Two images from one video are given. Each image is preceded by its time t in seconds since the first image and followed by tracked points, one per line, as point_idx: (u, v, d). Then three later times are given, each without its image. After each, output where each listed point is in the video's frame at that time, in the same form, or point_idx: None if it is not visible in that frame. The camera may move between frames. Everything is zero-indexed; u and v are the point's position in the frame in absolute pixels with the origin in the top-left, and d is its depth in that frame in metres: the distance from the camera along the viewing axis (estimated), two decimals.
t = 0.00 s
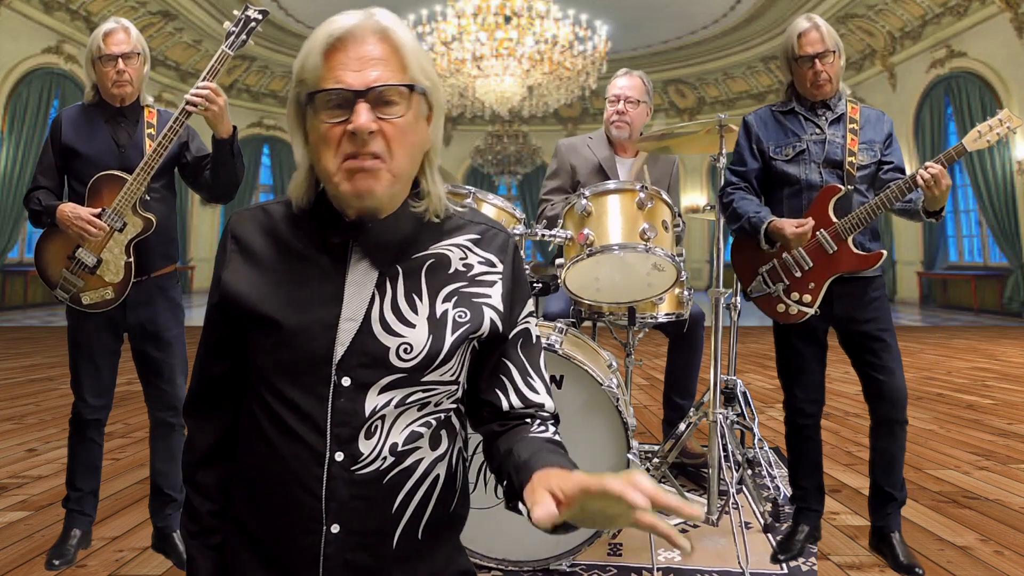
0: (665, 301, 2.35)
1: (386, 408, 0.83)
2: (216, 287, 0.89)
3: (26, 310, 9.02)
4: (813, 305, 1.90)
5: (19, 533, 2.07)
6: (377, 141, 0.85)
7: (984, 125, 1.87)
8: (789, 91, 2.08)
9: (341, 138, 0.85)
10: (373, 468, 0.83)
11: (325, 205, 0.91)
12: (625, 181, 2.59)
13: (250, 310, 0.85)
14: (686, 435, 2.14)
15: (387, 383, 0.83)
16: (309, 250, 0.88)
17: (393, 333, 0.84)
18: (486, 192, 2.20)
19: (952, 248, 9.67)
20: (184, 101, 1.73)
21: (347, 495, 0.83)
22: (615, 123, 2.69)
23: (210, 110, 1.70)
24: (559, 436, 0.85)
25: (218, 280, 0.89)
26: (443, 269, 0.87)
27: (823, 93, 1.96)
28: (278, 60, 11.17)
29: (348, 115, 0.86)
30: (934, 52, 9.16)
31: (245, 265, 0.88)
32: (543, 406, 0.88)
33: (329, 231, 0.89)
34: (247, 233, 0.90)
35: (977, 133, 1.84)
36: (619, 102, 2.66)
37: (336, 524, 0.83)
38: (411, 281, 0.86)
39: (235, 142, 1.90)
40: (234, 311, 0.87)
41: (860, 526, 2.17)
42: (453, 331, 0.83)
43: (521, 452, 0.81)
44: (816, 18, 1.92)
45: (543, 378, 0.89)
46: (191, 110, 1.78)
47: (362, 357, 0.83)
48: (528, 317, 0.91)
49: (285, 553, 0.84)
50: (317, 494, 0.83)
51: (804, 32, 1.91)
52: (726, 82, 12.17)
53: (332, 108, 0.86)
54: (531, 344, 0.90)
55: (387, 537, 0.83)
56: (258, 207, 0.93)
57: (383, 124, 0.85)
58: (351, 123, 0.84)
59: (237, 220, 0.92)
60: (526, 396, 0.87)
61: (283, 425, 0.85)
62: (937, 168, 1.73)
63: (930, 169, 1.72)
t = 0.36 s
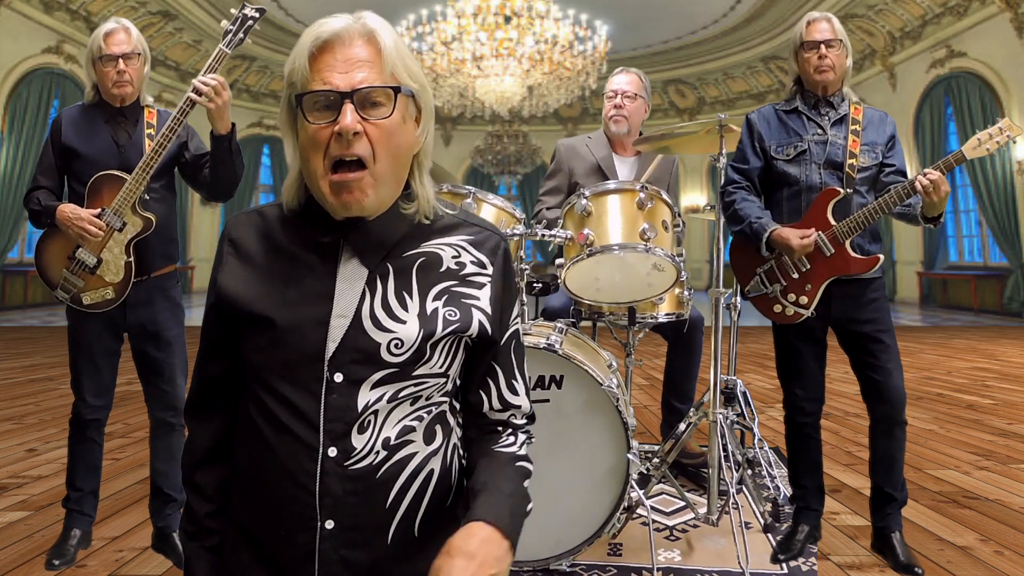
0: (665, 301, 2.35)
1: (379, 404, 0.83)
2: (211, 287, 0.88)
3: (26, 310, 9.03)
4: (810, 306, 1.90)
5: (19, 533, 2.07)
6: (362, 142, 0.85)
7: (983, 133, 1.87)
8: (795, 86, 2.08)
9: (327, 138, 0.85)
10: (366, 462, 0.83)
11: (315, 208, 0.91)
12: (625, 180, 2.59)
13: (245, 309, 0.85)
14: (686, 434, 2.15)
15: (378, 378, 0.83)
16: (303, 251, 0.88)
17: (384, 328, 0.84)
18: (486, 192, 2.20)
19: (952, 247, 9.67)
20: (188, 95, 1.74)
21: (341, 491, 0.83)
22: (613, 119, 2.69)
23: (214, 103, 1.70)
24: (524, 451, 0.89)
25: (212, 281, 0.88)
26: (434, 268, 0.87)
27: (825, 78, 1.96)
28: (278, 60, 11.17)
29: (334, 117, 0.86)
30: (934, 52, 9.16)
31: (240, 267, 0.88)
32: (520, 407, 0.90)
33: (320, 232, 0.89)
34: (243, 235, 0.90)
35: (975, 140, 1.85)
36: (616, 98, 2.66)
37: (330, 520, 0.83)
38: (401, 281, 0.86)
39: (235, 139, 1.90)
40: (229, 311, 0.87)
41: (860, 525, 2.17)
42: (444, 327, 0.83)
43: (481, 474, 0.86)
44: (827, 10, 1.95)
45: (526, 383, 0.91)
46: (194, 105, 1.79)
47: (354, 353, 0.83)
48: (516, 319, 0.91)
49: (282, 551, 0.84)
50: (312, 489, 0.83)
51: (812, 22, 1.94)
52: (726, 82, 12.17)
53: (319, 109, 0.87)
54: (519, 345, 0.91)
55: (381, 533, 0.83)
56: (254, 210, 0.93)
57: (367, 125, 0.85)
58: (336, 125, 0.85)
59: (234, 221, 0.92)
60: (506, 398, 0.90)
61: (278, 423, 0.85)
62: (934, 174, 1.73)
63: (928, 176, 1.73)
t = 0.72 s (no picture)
0: (665, 301, 2.35)
1: (386, 397, 0.83)
2: (219, 279, 0.88)
3: (26, 310, 9.03)
4: (811, 310, 1.90)
5: (19, 533, 2.07)
6: (377, 135, 0.85)
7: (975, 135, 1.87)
8: (795, 88, 2.08)
9: (342, 131, 0.86)
10: (371, 456, 0.83)
11: (328, 199, 0.91)
12: (625, 180, 2.59)
13: (251, 303, 0.85)
14: (686, 434, 2.15)
15: (386, 372, 0.84)
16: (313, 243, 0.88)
17: (393, 323, 0.84)
18: (486, 192, 2.20)
19: (952, 248, 9.67)
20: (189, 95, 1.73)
21: (345, 483, 0.82)
22: (613, 121, 2.69)
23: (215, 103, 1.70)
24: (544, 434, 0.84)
25: (219, 273, 0.89)
26: (442, 266, 0.87)
27: (825, 82, 1.95)
28: (278, 60, 11.16)
29: (350, 110, 0.87)
30: (934, 51, 9.16)
31: (249, 257, 0.88)
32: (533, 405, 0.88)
33: (329, 224, 0.89)
34: (251, 227, 0.90)
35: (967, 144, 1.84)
36: (617, 99, 2.66)
37: (332, 513, 0.82)
38: (409, 277, 0.86)
39: (236, 140, 1.90)
40: (238, 302, 0.86)
41: (860, 525, 2.17)
42: (450, 325, 0.83)
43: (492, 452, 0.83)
44: (823, 12, 1.93)
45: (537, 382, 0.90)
46: (194, 106, 1.78)
47: (362, 346, 0.84)
48: (522, 321, 0.91)
49: (281, 547, 0.84)
50: (314, 482, 0.83)
51: (809, 23, 1.92)
52: (726, 82, 12.17)
53: (336, 102, 0.87)
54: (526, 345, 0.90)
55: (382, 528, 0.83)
56: (259, 203, 0.93)
57: (382, 119, 0.86)
58: (352, 118, 0.85)
59: (241, 213, 0.92)
60: (516, 395, 0.88)
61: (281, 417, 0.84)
62: (927, 179, 1.71)
63: (920, 179, 1.71)
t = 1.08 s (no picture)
0: (665, 301, 2.35)
1: (386, 417, 0.83)
2: (220, 290, 0.89)
3: (26, 310, 9.02)
4: (822, 310, 1.92)
5: (19, 533, 2.07)
6: (361, 152, 0.84)
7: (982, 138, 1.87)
8: (806, 87, 2.05)
9: (328, 147, 0.85)
10: (373, 475, 0.83)
11: (319, 208, 0.91)
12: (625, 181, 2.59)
13: (250, 317, 0.86)
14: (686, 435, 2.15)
15: (387, 392, 0.83)
16: (309, 258, 0.88)
17: (393, 342, 0.84)
18: (487, 192, 2.20)
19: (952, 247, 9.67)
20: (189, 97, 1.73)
21: (348, 501, 0.83)
22: (614, 121, 2.69)
23: (215, 105, 1.70)
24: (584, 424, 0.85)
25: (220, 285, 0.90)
26: (443, 277, 0.87)
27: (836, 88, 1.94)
28: (278, 60, 11.16)
29: (336, 123, 0.86)
30: (934, 51, 9.15)
31: (249, 271, 0.89)
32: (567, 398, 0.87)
33: (326, 240, 0.89)
34: (250, 238, 0.91)
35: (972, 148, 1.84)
36: (618, 100, 2.66)
37: (336, 528, 0.83)
38: (410, 291, 0.86)
39: (237, 141, 1.90)
40: (237, 317, 0.87)
41: (860, 525, 2.17)
42: (452, 342, 0.84)
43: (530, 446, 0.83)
44: (833, 11, 1.90)
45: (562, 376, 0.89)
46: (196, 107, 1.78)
47: (363, 365, 0.84)
48: (541, 318, 0.90)
49: (285, 552, 0.84)
50: (318, 500, 0.83)
51: (819, 25, 1.90)
52: (726, 82, 12.18)
53: (324, 115, 0.87)
54: (547, 341, 0.90)
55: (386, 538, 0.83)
56: (257, 209, 0.94)
57: (368, 136, 0.85)
58: (336, 133, 0.84)
59: (237, 222, 0.93)
60: (549, 389, 0.87)
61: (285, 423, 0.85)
62: (935, 182, 1.69)
63: (926, 185, 1.70)
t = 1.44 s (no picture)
0: (665, 301, 2.35)
1: (390, 423, 0.83)
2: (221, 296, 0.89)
3: (26, 310, 9.02)
4: (836, 311, 1.91)
5: (19, 533, 2.06)
6: (364, 161, 0.85)
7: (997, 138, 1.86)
8: (836, 85, 2.03)
9: (328, 156, 0.86)
10: (378, 480, 0.83)
11: (319, 214, 0.91)
12: (625, 180, 2.59)
13: (253, 321, 0.86)
14: (686, 434, 2.15)
15: (391, 398, 0.84)
16: (311, 263, 0.88)
17: (395, 348, 0.84)
18: (487, 192, 2.20)
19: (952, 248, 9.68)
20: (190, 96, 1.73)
21: (353, 507, 0.83)
22: (615, 121, 2.69)
23: (215, 104, 1.70)
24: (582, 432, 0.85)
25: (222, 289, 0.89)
26: (447, 281, 0.87)
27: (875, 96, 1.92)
28: (278, 60, 11.16)
29: (337, 132, 0.86)
30: (934, 51, 9.15)
31: (250, 276, 0.89)
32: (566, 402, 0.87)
33: (328, 245, 0.89)
34: (252, 241, 0.91)
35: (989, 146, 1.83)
36: (620, 100, 2.66)
37: (341, 533, 0.83)
38: (413, 297, 0.86)
39: (238, 141, 1.90)
40: (239, 320, 0.87)
41: (860, 525, 2.17)
42: (457, 346, 0.83)
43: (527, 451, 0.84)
44: (875, 16, 1.88)
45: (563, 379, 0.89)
46: (196, 106, 1.78)
47: (366, 371, 0.84)
48: (542, 322, 0.90)
49: (289, 555, 0.85)
50: (323, 504, 0.83)
51: (867, 34, 1.85)
52: (726, 82, 12.17)
53: (324, 123, 0.87)
54: (547, 345, 0.89)
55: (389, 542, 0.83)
56: (256, 212, 0.94)
57: (370, 144, 0.85)
58: (337, 143, 0.85)
59: (239, 225, 0.93)
60: (546, 396, 0.86)
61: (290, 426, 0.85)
62: (950, 181, 1.70)
63: (941, 183, 1.71)
